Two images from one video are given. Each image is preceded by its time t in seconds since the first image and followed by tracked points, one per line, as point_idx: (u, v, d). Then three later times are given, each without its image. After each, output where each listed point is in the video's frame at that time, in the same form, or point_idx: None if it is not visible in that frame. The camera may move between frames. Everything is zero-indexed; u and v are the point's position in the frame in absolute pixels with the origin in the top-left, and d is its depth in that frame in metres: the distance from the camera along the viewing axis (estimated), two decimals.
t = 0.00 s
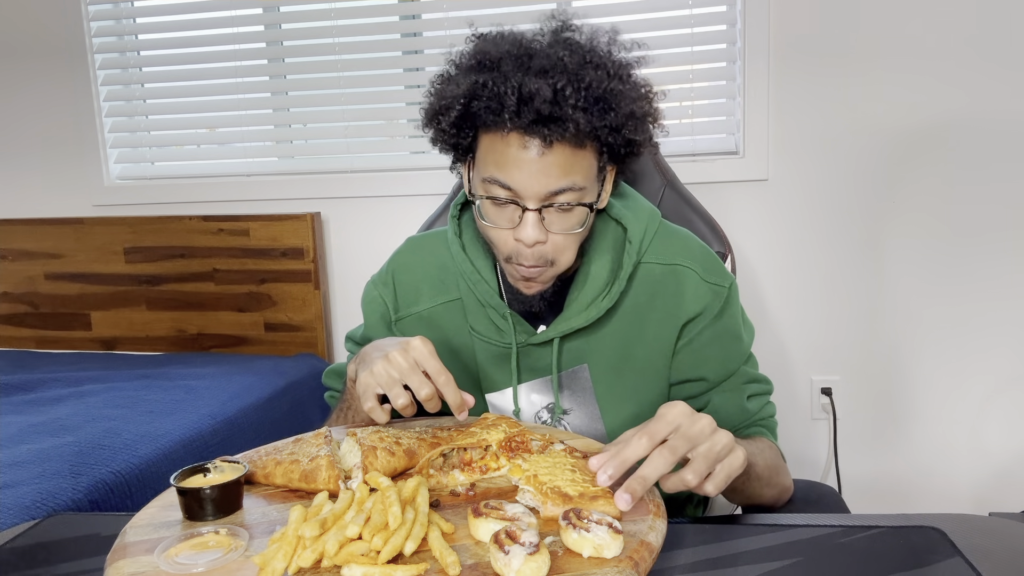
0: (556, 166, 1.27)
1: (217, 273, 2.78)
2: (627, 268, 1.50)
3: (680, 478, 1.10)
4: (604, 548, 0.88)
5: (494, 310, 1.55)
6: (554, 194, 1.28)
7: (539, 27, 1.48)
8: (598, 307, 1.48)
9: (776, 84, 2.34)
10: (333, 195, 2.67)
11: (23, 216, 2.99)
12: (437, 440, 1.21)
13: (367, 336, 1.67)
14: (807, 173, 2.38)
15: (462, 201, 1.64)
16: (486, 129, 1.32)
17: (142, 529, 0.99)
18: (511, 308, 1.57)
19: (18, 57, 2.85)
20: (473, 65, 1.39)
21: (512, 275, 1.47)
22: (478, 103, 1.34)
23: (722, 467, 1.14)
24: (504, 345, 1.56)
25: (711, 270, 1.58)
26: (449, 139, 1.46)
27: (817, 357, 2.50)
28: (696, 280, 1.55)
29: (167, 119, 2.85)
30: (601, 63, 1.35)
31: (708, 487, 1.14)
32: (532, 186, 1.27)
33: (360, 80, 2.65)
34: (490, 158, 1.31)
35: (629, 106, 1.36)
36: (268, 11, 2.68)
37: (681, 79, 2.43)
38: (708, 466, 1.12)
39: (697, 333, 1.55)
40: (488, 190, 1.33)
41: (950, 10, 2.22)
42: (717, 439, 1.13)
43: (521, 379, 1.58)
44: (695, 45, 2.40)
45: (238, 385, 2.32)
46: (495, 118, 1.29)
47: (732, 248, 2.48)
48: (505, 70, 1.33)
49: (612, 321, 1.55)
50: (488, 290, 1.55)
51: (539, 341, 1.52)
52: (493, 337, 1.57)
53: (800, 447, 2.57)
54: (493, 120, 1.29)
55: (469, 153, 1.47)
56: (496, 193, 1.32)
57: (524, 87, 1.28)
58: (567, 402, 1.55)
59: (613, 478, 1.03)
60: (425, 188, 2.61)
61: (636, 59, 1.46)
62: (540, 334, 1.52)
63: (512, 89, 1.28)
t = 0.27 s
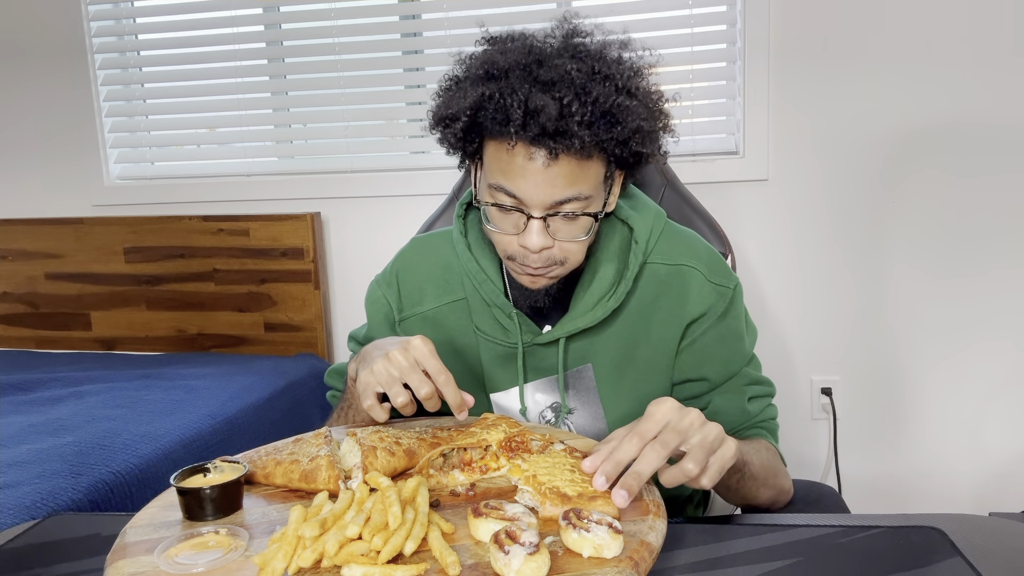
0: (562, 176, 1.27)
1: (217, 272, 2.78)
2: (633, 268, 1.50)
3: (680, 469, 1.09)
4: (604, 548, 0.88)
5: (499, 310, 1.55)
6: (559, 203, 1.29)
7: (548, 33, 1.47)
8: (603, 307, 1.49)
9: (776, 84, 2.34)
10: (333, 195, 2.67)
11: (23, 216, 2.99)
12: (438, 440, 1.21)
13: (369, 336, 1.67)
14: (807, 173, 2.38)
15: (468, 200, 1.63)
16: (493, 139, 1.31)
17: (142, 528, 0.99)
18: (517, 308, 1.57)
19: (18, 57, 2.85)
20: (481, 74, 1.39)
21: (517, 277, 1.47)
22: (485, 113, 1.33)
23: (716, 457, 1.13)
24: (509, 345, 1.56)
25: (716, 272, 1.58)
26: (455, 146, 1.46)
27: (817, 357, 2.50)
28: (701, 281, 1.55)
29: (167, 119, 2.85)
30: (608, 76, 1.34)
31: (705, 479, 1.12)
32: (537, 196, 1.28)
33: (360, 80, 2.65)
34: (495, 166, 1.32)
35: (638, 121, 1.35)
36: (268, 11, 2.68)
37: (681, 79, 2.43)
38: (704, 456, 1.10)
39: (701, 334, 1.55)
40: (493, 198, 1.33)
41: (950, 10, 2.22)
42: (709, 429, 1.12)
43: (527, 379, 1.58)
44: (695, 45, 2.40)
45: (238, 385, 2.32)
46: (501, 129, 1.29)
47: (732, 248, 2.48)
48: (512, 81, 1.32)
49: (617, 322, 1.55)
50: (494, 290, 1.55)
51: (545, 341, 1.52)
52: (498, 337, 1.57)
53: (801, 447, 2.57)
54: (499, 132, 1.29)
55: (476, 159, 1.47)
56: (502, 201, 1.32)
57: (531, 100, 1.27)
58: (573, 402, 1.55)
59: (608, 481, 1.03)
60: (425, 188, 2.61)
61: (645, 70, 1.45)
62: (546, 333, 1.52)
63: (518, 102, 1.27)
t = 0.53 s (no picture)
0: (562, 173, 1.27)
1: (217, 272, 2.78)
2: (636, 269, 1.50)
3: (680, 475, 1.09)
4: (604, 548, 0.88)
5: (501, 310, 1.55)
6: (559, 201, 1.29)
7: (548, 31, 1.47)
8: (605, 308, 1.49)
9: (776, 84, 2.34)
10: (332, 195, 2.67)
11: (23, 216, 3.00)
12: (437, 440, 1.21)
13: (371, 336, 1.67)
14: (808, 173, 2.38)
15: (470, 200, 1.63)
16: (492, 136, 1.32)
17: (142, 528, 0.99)
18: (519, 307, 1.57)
19: (18, 57, 2.85)
20: (480, 71, 1.39)
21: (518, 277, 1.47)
22: (483, 110, 1.34)
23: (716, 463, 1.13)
24: (512, 345, 1.56)
25: (719, 273, 1.58)
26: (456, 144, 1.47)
27: (818, 357, 2.50)
28: (702, 282, 1.56)
29: (167, 119, 2.85)
30: (606, 72, 1.34)
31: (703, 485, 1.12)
32: (537, 193, 1.27)
33: (360, 80, 2.65)
34: (496, 164, 1.32)
35: (635, 117, 1.34)
36: (268, 11, 2.68)
37: (681, 79, 2.43)
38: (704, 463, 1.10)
39: (701, 334, 1.55)
40: (494, 195, 1.33)
41: (950, 10, 2.22)
42: (710, 436, 1.12)
43: (528, 379, 1.58)
44: (695, 45, 2.40)
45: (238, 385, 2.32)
46: (499, 126, 1.29)
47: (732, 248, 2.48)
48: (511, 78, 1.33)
49: (619, 322, 1.55)
50: (496, 290, 1.55)
51: (546, 340, 1.52)
52: (500, 337, 1.57)
53: (801, 447, 2.57)
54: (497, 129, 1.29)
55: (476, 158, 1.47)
56: (502, 199, 1.32)
57: (528, 96, 1.27)
58: (574, 402, 1.55)
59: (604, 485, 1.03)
60: (425, 188, 2.61)
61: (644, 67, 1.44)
62: (548, 334, 1.52)
63: (516, 98, 1.27)
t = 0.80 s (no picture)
0: (557, 173, 1.27)
1: (217, 272, 2.78)
2: (634, 270, 1.50)
3: (679, 470, 1.08)
4: (604, 548, 0.88)
5: (501, 309, 1.55)
6: (555, 200, 1.29)
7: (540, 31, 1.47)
8: (605, 308, 1.48)
9: (776, 83, 2.34)
10: (332, 195, 2.67)
11: (23, 216, 3.00)
12: (437, 440, 1.21)
13: (370, 335, 1.67)
14: (808, 173, 2.38)
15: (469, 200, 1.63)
16: (487, 139, 1.32)
17: (142, 528, 0.99)
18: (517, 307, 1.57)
19: (17, 56, 2.85)
20: (473, 74, 1.39)
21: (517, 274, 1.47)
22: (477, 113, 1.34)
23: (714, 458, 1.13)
24: (511, 344, 1.56)
25: (717, 273, 1.58)
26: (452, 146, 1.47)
27: (818, 357, 2.50)
28: (702, 282, 1.56)
29: (167, 119, 2.85)
30: (599, 72, 1.34)
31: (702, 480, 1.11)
32: (533, 194, 1.28)
33: (360, 80, 2.65)
34: (491, 165, 1.32)
35: (630, 115, 1.34)
36: (268, 11, 2.68)
37: (681, 79, 2.43)
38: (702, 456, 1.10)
39: (701, 334, 1.55)
40: (490, 197, 1.33)
41: (950, 10, 2.22)
42: (705, 432, 1.13)
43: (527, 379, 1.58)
44: (695, 45, 2.40)
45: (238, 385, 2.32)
46: (493, 129, 1.29)
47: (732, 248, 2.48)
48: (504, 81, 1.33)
49: (618, 323, 1.55)
50: (495, 289, 1.55)
51: (545, 341, 1.52)
52: (499, 336, 1.57)
53: (801, 447, 2.57)
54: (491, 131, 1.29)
55: (472, 159, 1.47)
56: (498, 200, 1.33)
57: (522, 98, 1.27)
58: (574, 402, 1.55)
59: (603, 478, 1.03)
60: (425, 188, 2.61)
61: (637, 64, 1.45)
62: (547, 334, 1.52)
63: (509, 100, 1.27)
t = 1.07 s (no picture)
0: (547, 171, 1.28)
1: (217, 272, 2.78)
2: (629, 269, 1.50)
3: (671, 421, 1.10)
4: (604, 548, 0.87)
5: (496, 309, 1.55)
6: (547, 198, 1.29)
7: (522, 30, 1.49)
8: (599, 307, 1.49)
9: (776, 83, 2.34)
10: (332, 195, 2.67)
11: (23, 217, 3.00)
12: (437, 440, 1.21)
13: (368, 335, 1.67)
14: (807, 173, 2.38)
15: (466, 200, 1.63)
16: (475, 141, 1.33)
17: (142, 529, 0.99)
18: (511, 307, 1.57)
19: (17, 56, 2.85)
20: (457, 77, 1.41)
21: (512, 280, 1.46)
22: (464, 115, 1.35)
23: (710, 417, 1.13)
24: (506, 344, 1.56)
25: (713, 272, 1.59)
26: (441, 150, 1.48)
27: (818, 357, 2.50)
28: (697, 281, 1.56)
29: (167, 119, 2.85)
30: (582, 68, 1.36)
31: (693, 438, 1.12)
32: (525, 192, 1.28)
33: (360, 80, 2.65)
34: (481, 167, 1.33)
35: (616, 107, 1.36)
36: (268, 11, 2.68)
37: (681, 79, 2.43)
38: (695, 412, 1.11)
39: (698, 334, 1.56)
40: (482, 198, 1.34)
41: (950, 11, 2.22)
42: (707, 389, 1.13)
43: (522, 379, 1.58)
44: (695, 45, 2.40)
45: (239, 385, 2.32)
46: (482, 130, 1.31)
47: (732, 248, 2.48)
48: (489, 81, 1.35)
49: (614, 322, 1.55)
50: (490, 289, 1.55)
51: (540, 341, 1.52)
52: (495, 337, 1.57)
53: (801, 447, 2.57)
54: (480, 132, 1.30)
55: (462, 162, 1.49)
56: (491, 201, 1.33)
57: (507, 98, 1.29)
58: (569, 402, 1.54)
59: (600, 421, 1.05)
60: (425, 188, 2.61)
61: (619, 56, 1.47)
62: (542, 334, 1.52)
63: (496, 101, 1.29)
